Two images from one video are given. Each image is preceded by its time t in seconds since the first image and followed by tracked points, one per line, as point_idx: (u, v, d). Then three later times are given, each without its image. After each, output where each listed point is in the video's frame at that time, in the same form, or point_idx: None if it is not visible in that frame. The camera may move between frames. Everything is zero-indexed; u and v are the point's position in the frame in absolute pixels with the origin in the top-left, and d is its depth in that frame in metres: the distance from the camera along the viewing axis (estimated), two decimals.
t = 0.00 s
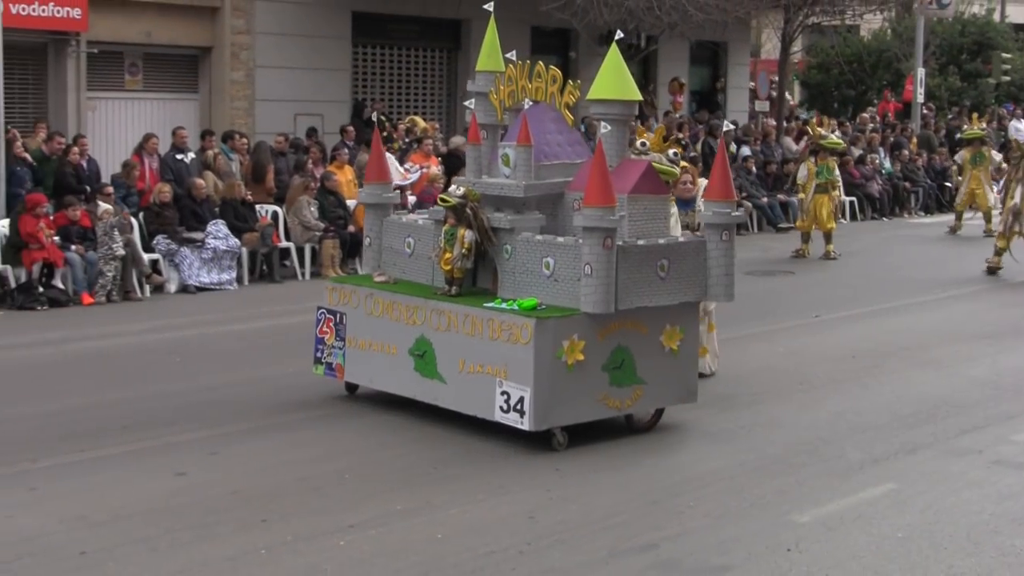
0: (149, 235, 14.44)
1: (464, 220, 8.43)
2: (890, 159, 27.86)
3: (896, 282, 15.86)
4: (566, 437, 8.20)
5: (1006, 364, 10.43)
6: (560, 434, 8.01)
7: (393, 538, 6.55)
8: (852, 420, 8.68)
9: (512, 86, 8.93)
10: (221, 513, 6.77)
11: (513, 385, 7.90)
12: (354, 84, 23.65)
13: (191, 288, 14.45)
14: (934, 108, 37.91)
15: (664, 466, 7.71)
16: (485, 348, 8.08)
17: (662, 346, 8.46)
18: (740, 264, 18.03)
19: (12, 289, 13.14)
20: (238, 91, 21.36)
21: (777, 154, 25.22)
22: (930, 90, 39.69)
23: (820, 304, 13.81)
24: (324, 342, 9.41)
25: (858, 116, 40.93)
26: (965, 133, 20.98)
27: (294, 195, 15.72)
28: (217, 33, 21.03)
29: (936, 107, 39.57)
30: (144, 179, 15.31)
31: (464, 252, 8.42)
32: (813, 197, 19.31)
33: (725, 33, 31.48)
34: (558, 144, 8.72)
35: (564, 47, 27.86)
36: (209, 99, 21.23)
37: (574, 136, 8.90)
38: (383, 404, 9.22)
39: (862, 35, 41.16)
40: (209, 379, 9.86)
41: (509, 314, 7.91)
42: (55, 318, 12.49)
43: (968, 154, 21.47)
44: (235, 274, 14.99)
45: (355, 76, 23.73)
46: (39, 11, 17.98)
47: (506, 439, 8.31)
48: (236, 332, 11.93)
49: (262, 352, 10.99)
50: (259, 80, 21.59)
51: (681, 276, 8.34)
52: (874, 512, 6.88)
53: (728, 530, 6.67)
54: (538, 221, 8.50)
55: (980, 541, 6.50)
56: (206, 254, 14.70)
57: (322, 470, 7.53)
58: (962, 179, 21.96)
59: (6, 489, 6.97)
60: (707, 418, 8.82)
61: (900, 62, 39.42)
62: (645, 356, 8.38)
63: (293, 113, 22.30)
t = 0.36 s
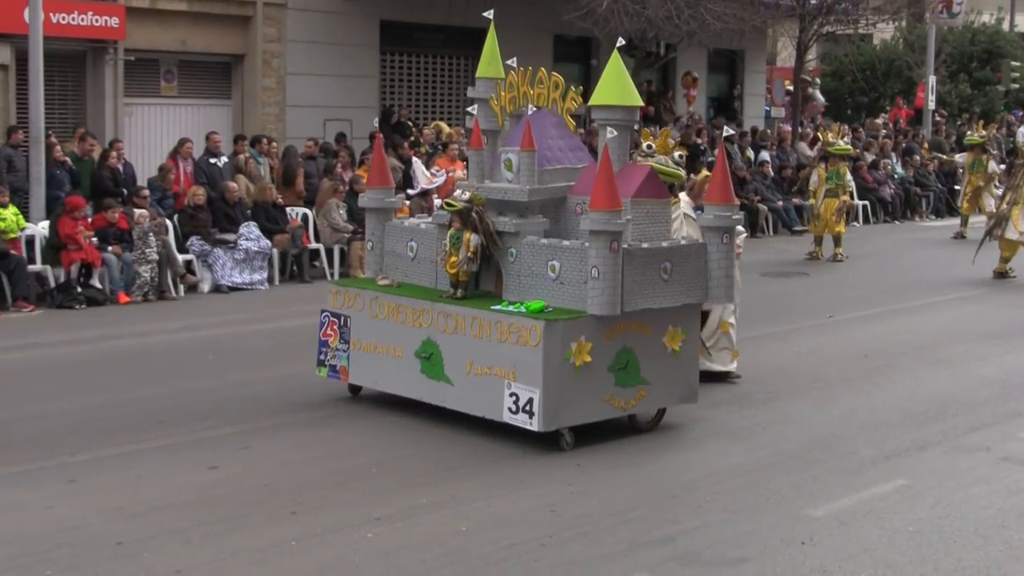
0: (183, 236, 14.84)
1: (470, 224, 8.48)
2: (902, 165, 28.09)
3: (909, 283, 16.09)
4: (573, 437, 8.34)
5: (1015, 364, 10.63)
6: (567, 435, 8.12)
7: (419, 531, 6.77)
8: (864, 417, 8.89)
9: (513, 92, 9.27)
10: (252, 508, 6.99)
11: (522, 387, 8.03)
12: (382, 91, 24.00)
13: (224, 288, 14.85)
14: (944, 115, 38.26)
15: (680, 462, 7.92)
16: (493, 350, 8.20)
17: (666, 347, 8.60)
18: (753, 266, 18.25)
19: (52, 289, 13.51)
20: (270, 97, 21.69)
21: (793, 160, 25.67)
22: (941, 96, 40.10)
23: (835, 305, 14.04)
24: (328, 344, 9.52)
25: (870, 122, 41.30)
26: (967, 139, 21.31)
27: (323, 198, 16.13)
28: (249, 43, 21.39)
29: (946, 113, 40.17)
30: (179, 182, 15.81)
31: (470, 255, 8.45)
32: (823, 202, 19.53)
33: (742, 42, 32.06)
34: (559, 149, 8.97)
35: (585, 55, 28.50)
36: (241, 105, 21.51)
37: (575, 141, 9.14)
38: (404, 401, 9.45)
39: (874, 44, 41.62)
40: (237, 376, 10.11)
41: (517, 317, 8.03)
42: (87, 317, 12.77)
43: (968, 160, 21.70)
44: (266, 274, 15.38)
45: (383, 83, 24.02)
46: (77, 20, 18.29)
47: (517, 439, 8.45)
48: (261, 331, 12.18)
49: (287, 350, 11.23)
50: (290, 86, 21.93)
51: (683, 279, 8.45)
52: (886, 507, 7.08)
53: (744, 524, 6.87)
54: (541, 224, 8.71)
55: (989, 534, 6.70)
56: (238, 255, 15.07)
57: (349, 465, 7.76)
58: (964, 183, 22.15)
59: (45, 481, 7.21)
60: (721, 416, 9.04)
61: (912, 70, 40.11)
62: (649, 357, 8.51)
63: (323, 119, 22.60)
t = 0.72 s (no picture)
0: (211, 237, 15.31)
1: (469, 228, 8.64)
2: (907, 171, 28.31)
3: (916, 286, 16.32)
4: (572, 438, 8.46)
5: (1019, 364, 10.84)
6: (567, 436, 8.23)
7: (438, 524, 6.99)
8: (870, 415, 9.09)
9: (509, 98, 9.36)
10: (276, 502, 7.22)
11: (521, 389, 8.10)
12: (404, 97, 24.31)
13: (250, 288, 15.26)
14: (950, 123, 38.69)
15: (691, 459, 8.13)
16: (492, 353, 8.27)
17: (661, 348, 8.75)
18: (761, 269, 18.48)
19: (83, 288, 13.83)
20: (295, 103, 21.95)
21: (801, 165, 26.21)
22: (947, 105, 40.57)
23: (845, 306, 14.28)
24: (326, 347, 9.59)
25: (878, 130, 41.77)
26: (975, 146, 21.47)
27: (346, 201, 16.47)
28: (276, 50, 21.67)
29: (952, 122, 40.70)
30: (207, 185, 16.10)
31: (468, 259, 8.58)
32: (828, 207, 19.71)
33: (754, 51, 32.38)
34: (555, 154, 9.00)
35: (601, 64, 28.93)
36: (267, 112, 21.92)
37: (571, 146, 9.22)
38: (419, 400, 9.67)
39: (882, 53, 42.14)
40: (259, 373, 10.35)
41: (517, 320, 8.11)
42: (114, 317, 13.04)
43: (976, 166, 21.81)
44: (291, 275, 15.80)
45: (405, 90, 24.35)
46: (109, 28, 18.54)
47: (522, 439, 8.60)
48: (280, 330, 12.42)
49: (307, 348, 11.47)
50: (314, 93, 22.18)
51: (678, 282, 8.56)
52: (891, 503, 7.28)
53: (753, 519, 7.07)
54: (538, 228, 8.82)
55: (991, 530, 6.90)
56: (264, 256, 15.50)
57: (369, 461, 7.99)
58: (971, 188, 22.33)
59: (77, 474, 7.45)
60: (731, 415, 9.25)
61: (918, 79, 40.42)
62: (645, 359, 8.65)
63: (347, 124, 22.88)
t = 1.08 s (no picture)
0: (234, 238, 15.62)
1: (464, 229, 8.84)
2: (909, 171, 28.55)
3: (919, 283, 16.51)
4: (568, 436, 8.60)
5: (1019, 359, 11.04)
6: (563, 434, 8.38)
7: (454, 515, 7.22)
8: (874, 409, 9.30)
9: (501, 101, 9.58)
10: (298, 495, 7.46)
11: (519, 389, 8.25)
12: (421, 103, 24.55)
13: (272, 287, 15.60)
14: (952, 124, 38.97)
15: (699, 451, 8.35)
16: (489, 354, 8.42)
17: (654, 347, 8.90)
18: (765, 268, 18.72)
19: (111, 287, 14.22)
20: (316, 107, 22.34)
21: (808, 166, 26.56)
22: (949, 107, 40.88)
23: (848, 302, 14.51)
24: (322, 347, 9.75)
25: (881, 132, 42.06)
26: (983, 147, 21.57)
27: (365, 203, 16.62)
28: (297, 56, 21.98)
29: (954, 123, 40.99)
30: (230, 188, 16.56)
31: (463, 260, 8.81)
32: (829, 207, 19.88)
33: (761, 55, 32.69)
34: (546, 156, 9.25)
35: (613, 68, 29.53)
36: (288, 115, 22.21)
37: (563, 148, 9.46)
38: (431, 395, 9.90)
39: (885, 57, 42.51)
40: (278, 370, 10.61)
41: (514, 321, 8.26)
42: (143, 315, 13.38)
43: (981, 167, 21.97)
44: (312, 275, 16.15)
45: (422, 93, 24.59)
46: (137, 36, 18.94)
47: (526, 435, 8.78)
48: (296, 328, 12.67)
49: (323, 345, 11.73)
50: (334, 96, 22.56)
51: (669, 282, 8.72)
52: (895, 494, 7.49)
53: (761, 510, 7.29)
54: (532, 230, 9.00)
55: (993, 521, 7.10)
56: (286, 256, 15.86)
57: (387, 455, 8.22)
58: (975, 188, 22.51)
59: (105, 467, 7.69)
60: (738, 409, 9.47)
61: (921, 82, 40.72)
62: (639, 357, 8.80)
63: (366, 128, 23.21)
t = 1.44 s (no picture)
0: (253, 237, 16.08)
1: (452, 230, 8.93)
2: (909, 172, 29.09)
3: (919, 281, 16.77)
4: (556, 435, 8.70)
5: (1015, 354, 11.28)
6: (549, 433, 8.46)
7: (466, 505, 7.46)
8: (874, 403, 9.54)
9: (491, 103, 9.78)
10: (314, 486, 7.70)
11: (504, 388, 8.31)
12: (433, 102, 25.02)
13: (289, 284, 15.97)
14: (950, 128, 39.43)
15: (703, 444, 8.59)
16: (476, 353, 8.49)
17: (639, 346, 8.97)
18: (767, 267, 18.97)
19: (133, 284, 14.57)
20: (332, 109, 22.81)
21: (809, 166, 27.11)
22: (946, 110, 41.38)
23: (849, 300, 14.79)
24: (314, 346, 9.89)
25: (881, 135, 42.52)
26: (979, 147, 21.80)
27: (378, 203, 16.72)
28: (313, 60, 22.49)
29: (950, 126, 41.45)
30: (249, 188, 17.11)
31: (451, 260, 8.89)
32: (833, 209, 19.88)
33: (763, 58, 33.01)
34: (534, 158, 9.41)
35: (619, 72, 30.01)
36: (306, 117, 22.70)
37: (551, 150, 9.64)
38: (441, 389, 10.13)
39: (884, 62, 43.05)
40: (293, 365, 10.87)
41: (500, 321, 8.32)
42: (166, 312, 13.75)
43: (977, 167, 22.22)
44: (328, 271, 16.45)
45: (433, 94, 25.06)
46: (159, 41, 19.49)
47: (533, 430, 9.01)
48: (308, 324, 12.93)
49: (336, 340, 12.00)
50: (350, 99, 23.04)
51: (655, 282, 8.77)
52: (894, 486, 7.71)
53: (763, 501, 7.52)
54: (520, 230, 9.08)
55: (988, 511, 7.32)
56: (302, 254, 16.18)
57: (400, 448, 8.47)
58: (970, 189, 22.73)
59: (127, 459, 7.92)
60: (741, 403, 9.72)
61: (920, 84, 40.92)
62: (625, 357, 8.86)
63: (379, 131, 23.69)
